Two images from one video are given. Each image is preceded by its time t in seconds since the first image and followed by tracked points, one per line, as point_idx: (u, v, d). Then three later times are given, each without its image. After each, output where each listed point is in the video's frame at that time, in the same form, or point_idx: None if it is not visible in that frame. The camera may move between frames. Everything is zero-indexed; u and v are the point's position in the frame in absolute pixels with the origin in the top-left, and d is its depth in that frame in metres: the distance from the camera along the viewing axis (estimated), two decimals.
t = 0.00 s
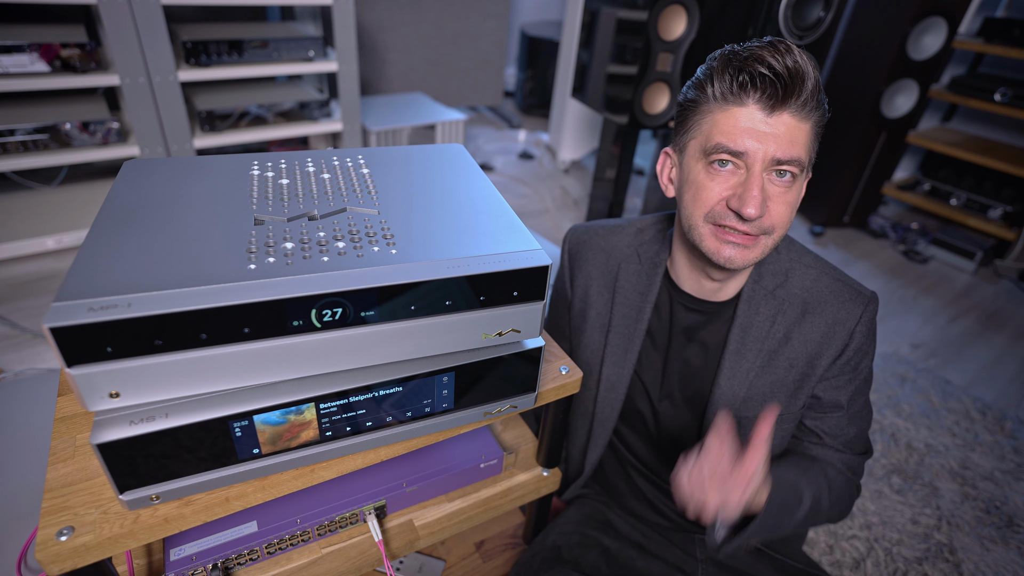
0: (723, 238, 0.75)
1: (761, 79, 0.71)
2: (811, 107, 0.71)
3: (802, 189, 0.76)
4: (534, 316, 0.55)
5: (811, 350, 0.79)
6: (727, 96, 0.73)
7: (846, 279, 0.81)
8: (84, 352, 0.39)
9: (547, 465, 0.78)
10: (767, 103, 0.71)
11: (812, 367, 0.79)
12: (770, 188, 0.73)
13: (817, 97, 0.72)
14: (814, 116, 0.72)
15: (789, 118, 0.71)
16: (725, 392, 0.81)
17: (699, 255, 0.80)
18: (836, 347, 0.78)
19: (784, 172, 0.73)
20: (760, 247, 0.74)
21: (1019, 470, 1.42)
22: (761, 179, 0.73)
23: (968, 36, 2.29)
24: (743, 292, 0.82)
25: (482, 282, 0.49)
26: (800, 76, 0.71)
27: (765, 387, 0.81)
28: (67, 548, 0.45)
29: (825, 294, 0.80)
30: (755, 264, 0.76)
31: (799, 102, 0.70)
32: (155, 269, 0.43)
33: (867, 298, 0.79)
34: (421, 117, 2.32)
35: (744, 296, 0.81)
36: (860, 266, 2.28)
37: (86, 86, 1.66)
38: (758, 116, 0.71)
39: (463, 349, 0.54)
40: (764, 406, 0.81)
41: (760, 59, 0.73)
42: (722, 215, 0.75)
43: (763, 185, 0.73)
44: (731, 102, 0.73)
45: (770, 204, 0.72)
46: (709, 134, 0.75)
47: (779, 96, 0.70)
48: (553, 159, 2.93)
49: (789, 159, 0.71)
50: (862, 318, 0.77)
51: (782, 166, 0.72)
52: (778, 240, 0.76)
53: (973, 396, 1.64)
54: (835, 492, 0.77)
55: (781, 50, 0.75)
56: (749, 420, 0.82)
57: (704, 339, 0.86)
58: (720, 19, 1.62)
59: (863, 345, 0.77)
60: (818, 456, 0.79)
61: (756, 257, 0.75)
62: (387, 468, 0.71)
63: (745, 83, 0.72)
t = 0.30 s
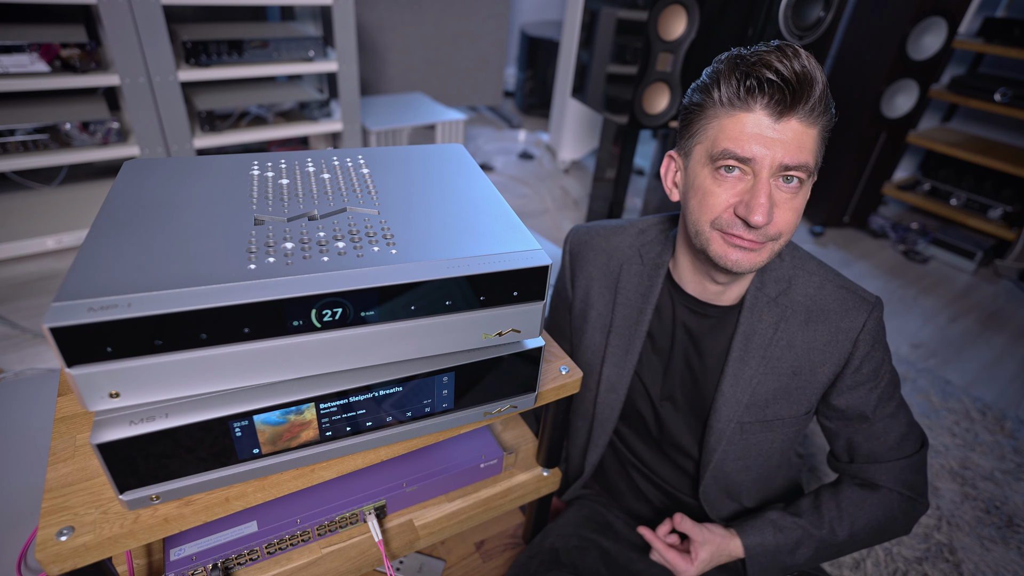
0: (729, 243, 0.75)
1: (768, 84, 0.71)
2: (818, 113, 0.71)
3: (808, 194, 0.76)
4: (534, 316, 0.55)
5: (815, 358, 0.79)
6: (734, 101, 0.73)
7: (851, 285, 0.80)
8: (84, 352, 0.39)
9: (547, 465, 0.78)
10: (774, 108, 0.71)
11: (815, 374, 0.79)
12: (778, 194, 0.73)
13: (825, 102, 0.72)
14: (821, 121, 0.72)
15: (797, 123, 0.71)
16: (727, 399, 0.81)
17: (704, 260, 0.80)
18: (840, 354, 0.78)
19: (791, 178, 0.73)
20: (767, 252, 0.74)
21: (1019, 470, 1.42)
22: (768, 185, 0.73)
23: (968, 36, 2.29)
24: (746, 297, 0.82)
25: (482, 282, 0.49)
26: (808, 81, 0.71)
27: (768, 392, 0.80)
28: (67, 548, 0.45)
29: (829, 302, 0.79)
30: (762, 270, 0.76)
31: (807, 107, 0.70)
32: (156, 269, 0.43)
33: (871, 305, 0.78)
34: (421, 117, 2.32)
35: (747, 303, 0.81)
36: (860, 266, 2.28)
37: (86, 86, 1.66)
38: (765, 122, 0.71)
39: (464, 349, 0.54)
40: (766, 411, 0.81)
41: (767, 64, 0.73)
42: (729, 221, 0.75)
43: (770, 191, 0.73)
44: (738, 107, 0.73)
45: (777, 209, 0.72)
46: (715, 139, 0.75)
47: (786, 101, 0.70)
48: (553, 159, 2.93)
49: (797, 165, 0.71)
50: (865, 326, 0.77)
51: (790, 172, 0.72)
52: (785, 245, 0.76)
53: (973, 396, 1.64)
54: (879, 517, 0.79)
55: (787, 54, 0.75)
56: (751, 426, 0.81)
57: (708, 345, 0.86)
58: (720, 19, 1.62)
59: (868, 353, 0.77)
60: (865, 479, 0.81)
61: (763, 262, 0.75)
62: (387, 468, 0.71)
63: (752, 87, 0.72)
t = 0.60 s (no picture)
0: (736, 240, 0.75)
1: (774, 80, 0.71)
2: (823, 109, 0.72)
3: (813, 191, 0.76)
4: (534, 316, 0.55)
5: (823, 352, 0.79)
6: (739, 99, 0.74)
7: (849, 280, 0.81)
8: (84, 352, 0.39)
9: (547, 466, 0.78)
10: (780, 105, 0.71)
11: (823, 368, 0.79)
12: (784, 189, 0.73)
13: (829, 100, 0.72)
14: (825, 118, 0.72)
15: (802, 118, 0.71)
16: (742, 398, 0.80)
17: (711, 258, 0.79)
18: (845, 346, 0.78)
19: (797, 172, 0.73)
20: (774, 249, 0.74)
21: (1019, 470, 1.42)
22: (774, 180, 0.73)
23: (968, 36, 2.29)
24: (757, 295, 0.82)
25: (482, 282, 0.49)
26: (813, 79, 0.72)
27: (780, 390, 0.80)
28: (67, 548, 0.45)
29: (834, 297, 0.80)
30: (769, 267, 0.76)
31: (811, 104, 0.71)
32: (156, 269, 0.43)
33: (871, 297, 0.79)
34: (421, 117, 2.32)
35: (758, 301, 0.81)
36: (860, 265, 2.28)
37: (86, 86, 1.66)
38: (771, 118, 0.72)
39: (464, 349, 0.54)
40: (780, 407, 0.81)
41: (772, 61, 0.74)
42: (736, 217, 0.75)
43: (777, 186, 0.73)
44: (743, 104, 0.73)
45: (784, 204, 0.72)
46: (720, 136, 0.75)
47: (792, 97, 0.71)
48: (553, 159, 2.93)
49: (803, 160, 0.72)
50: (869, 318, 0.78)
51: (795, 167, 0.73)
52: (791, 241, 0.76)
53: (973, 396, 1.64)
54: (879, 497, 0.81)
55: (791, 52, 0.75)
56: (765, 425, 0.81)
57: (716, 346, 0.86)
58: (720, 19, 1.62)
59: (871, 344, 0.78)
60: (862, 464, 0.82)
61: (770, 259, 0.75)
62: (387, 468, 0.71)
63: (758, 83, 0.72)
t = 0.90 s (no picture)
0: (727, 226, 0.75)
1: (762, 69, 0.72)
2: (811, 96, 0.72)
3: (803, 178, 0.76)
4: (534, 316, 0.55)
5: (815, 351, 0.78)
6: (728, 88, 0.74)
7: (844, 281, 0.81)
8: (84, 352, 0.39)
9: (547, 465, 0.78)
10: (768, 93, 0.71)
11: (816, 366, 0.78)
12: (773, 175, 0.73)
13: (817, 88, 0.72)
14: (814, 105, 0.73)
15: (790, 105, 0.71)
16: (729, 390, 0.80)
17: (703, 245, 0.79)
18: (839, 347, 0.77)
19: (786, 159, 0.73)
20: (765, 234, 0.74)
21: (1019, 470, 1.42)
22: (763, 166, 0.73)
23: (968, 36, 2.29)
24: (747, 287, 0.82)
25: (482, 282, 0.49)
26: (801, 67, 0.72)
27: (769, 384, 0.80)
28: (67, 548, 0.45)
29: (827, 296, 0.79)
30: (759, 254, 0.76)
31: (799, 91, 0.71)
32: (156, 269, 0.43)
33: (867, 299, 0.79)
34: (421, 117, 2.32)
35: (748, 294, 0.81)
36: (860, 265, 2.28)
37: (86, 86, 1.66)
38: (759, 105, 0.72)
39: (464, 349, 0.54)
40: (768, 405, 0.80)
41: (761, 50, 0.74)
42: (726, 204, 0.75)
43: (765, 171, 0.73)
44: (732, 93, 0.74)
45: (772, 190, 0.73)
46: (711, 124, 0.76)
47: (780, 85, 0.71)
48: (553, 159, 2.93)
49: (791, 146, 0.72)
50: (862, 319, 0.77)
51: (784, 153, 0.73)
52: (781, 228, 0.76)
53: (973, 396, 1.64)
54: (870, 521, 0.78)
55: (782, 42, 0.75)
56: (753, 419, 0.81)
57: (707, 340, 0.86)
58: (720, 19, 1.62)
59: (866, 346, 0.77)
60: (850, 486, 0.79)
61: (761, 244, 0.75)
62: (387, 468, 0.71)
63: (747, 73, 0.73)
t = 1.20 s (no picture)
0: (722, 220, 0.75)
1: (751, 64, 0.72)
2: (802, 89, 0.72)
3: (799, 171, 0.76)
4: (534, 316, 0.55)
5: (811, 348, 0.78)
6: (720, 85, 0.75)
7: (845, 279, 0.81)
8: (84, 352, 0.39)
9: (547, 465, 0.78)
10: (758, 88, 0.72)
11: (812, 363, 0.78)
12: (766, 167, 0.73)
13: (808, 81, 0.72)
14: (806, 98, 0.73)
15: (780, 98, 0.72)
16: (725, 386, 0.80)
17: (701, 241, 0.80)
18: (836, 344, 0.77)
19: (779, 151, 0.73)
20: (761, 227, 0.74)
21: (1019, 470, 1.42)
22: (755, 159, 0.73)
23: (968, 36, 2.29)
24: (745, 283, 0.83)
25: (482, 282, 0.49)
26: (792, 60, 0.72)
27: (765, 381, 0.80)
28: (67, 548, 0.45)
29: (826, 292, 0.79)
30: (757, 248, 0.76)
31: (790, 85, 0.71)
32: (155, 269, 0.43)
33: (865, 298, 0.78)
34: (421, 117, 2.32)
35: (746, 291, 0.81)
36: (860, 265, 2.28)
37: (86, 86, 1.66)
38: (750, 100, 0.72)
39: (464, 349, 0.54)
40: (764, 401, 0.80)
41: (751, 46, 0.74)
42: (721, 198, 0.75)
43: (758, 165, 0.73)
44: (724, 89, 0.74)
45: (765, 182, 0.73)
46: (704, 120, 0.76)
47: (770, 79, 0.71)
48: (553, 159, 2.93)
49: (784, 139, 0.72)
50: (859, 316, 0.77)
51: (777, 146, 0.73)
52: (779, 221, 0.76)
53: (973, 396, 1.64)
54: (862, 527, 0.75)
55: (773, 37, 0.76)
56: (751, 415, 0.81)
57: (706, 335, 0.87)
58: (720, 19, 1.62)
59: (863, 344, 0.76)
60: (844, 488, 0.78)
61: (757, 238, 0.75)
62: (387, 467, 0.71)
63: (737, 69, 0.73)
